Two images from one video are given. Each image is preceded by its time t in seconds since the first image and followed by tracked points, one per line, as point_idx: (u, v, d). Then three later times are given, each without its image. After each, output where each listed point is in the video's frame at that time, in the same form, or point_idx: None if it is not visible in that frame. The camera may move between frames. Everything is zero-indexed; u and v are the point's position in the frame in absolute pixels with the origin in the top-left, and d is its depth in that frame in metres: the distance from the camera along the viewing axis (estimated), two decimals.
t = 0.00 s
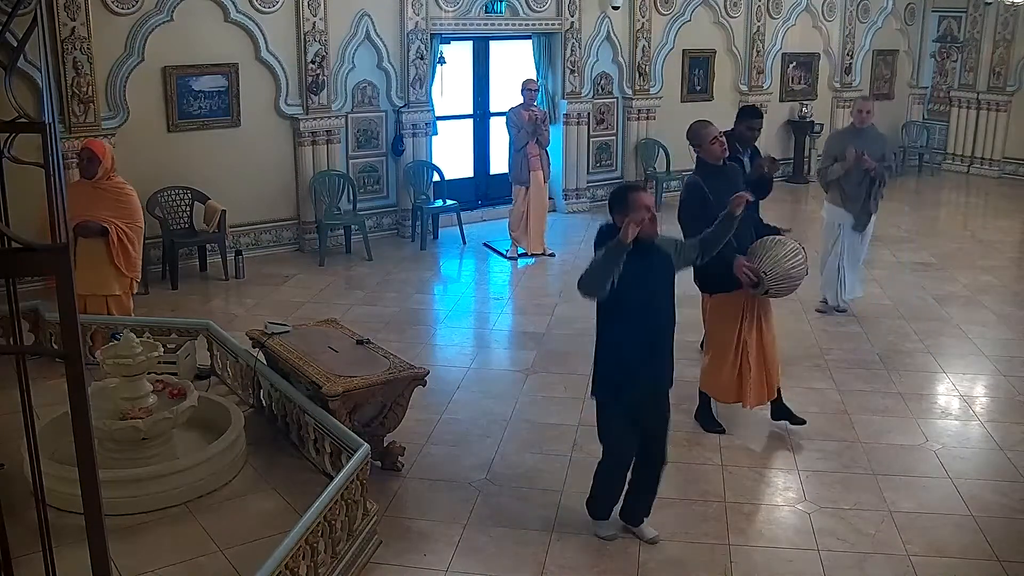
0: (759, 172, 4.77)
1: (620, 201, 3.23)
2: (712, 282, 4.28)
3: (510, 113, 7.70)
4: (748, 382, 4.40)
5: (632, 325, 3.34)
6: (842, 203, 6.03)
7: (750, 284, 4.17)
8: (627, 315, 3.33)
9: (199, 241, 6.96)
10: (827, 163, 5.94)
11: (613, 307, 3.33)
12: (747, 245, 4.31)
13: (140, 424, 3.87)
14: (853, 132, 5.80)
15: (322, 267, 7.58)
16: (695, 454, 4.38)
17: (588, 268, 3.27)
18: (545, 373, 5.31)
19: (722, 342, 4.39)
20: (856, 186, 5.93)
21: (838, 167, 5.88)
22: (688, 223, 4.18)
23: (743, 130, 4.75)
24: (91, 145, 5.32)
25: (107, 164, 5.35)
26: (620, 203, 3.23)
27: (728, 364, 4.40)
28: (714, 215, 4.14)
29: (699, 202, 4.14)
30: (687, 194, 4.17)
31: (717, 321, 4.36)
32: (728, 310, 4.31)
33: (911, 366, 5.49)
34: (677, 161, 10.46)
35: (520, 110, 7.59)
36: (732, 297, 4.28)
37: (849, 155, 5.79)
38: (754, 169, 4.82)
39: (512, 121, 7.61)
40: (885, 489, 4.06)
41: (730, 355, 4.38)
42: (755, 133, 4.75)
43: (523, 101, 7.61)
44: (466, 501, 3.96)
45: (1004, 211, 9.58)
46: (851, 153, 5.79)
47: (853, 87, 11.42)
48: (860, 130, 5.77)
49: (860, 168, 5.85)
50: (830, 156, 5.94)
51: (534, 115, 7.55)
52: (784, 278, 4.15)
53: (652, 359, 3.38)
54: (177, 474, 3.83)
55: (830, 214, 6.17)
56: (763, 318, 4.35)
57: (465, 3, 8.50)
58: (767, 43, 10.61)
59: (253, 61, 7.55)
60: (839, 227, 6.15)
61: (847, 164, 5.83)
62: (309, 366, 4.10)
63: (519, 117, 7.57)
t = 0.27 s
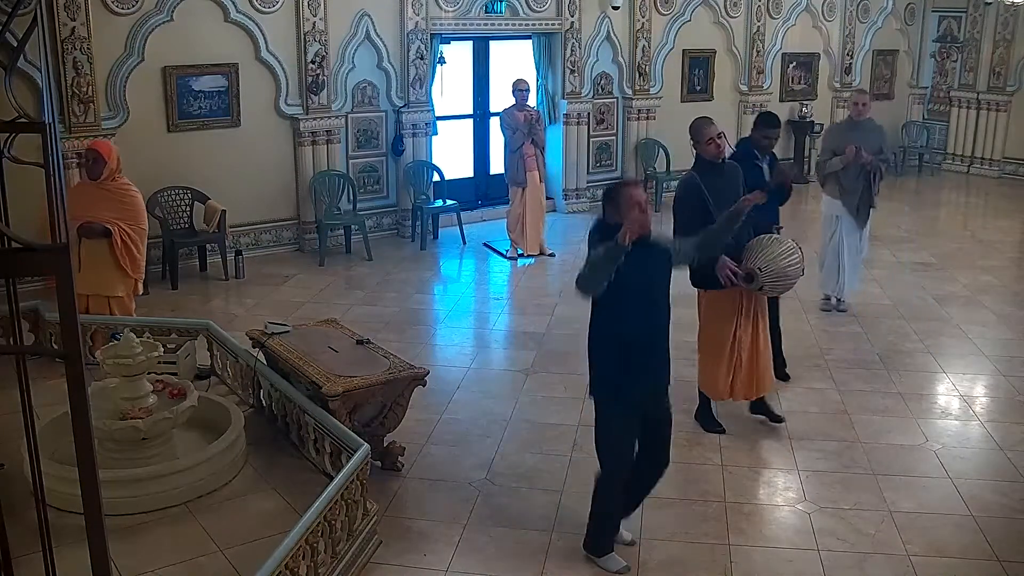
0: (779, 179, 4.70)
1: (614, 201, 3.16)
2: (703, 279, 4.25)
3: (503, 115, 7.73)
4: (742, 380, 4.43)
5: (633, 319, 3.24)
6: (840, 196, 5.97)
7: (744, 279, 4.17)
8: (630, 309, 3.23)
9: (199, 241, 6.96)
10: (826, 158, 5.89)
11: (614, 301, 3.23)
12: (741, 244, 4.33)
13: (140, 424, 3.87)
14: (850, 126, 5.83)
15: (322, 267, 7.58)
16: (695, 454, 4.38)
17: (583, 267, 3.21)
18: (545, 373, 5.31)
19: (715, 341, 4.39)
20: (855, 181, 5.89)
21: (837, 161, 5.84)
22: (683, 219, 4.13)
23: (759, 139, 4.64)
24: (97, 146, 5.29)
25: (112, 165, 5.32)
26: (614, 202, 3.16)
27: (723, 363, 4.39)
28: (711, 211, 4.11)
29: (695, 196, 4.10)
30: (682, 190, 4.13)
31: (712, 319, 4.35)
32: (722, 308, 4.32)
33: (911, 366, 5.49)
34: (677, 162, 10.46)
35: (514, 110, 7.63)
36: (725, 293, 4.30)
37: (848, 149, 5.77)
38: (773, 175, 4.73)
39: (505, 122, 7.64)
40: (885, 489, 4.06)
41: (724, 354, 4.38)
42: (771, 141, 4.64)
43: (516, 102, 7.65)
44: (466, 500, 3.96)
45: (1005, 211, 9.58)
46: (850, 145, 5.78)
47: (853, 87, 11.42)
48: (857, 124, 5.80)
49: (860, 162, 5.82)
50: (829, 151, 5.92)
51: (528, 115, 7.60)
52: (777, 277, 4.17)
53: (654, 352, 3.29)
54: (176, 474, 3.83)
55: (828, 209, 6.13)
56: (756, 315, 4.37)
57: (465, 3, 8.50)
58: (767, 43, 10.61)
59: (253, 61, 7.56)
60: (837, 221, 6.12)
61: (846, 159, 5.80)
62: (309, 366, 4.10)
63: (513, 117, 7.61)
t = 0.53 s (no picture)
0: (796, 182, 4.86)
1: (608, 184, 3.21)
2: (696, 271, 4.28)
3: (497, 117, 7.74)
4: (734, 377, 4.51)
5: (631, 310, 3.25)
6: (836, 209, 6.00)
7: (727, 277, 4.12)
8: (628, 301, 3.25)
9: (199, 241, 6.96)
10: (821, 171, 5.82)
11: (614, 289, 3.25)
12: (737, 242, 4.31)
13: (140, 424, 3.87)
14: (845, 139, 5.77)
15: (322, 267, 7.58)
16: (695, 453, 4.38)
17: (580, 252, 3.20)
18: (545, 373, 5.31)
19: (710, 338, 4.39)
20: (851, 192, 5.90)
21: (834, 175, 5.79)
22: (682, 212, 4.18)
23: (780, 142, 4.75)
24: (100, 146, 5.28)
25: (114, 165, 5.32)
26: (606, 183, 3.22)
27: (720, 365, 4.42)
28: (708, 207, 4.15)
29: (698, 193, 4.14)
30: (684, 184, 4.17)
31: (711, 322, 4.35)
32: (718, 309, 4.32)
33: (911, 366, 5.49)
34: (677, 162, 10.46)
35: (508, 112, 7.65)
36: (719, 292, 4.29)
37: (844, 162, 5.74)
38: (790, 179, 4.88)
39: (500, 124, 7.63)
40: (885, 489, 4.06)
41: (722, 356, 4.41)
42: (791, 143, 4.75)
43: (511, 104, 7.67)
44: (466, 500, 3.96)
45: (1004, 211, 9.58)
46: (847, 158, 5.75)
47: (853, 87, 11.41)
48: (851, 136, 5.76)
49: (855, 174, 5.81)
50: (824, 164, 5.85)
51: (523, 116, 7.61)
52: (760, 277, 4.06)
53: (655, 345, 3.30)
54: (176, 474, 3.83)
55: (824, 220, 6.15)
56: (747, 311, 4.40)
57: (465, 3, 8.50)
58: (767, 43, 10.61)
59: (253, 61, 7.56)
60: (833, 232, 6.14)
61: (842, 171, 5.76)
62: (310, 366, 4.10)
63: (508, 119, 7.62)
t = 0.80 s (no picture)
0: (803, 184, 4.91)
1: (608, 200, 3.25)
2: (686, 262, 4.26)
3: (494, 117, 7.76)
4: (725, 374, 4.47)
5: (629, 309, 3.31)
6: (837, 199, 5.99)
7: (707, 268, 4.14)
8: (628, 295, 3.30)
9: (199, 241, 6.96)
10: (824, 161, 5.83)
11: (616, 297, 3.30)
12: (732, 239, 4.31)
13: (140, 424, 3.87)
14: (849, 129, 5.71)
15: (322, 267, 7.58)
16: (695, 454, 4.39)
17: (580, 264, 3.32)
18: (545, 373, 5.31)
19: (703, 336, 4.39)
20: (853, 184, 5.89)
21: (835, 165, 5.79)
22: (682, 207, 4.23)
23: (791, 140, 4.80)
24: (98, 145, 5.31)
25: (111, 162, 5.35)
26: (607, 200, 3.25)
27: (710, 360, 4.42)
28: (704, 205, 4.19)
29: (696, 189, 4.19)
30: (687, 179, 4.23)
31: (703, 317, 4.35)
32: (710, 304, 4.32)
33: (911, 366, 5.49)
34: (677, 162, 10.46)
35: (504, 112, 7.65)
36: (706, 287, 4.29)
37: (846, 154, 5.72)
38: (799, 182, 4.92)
39: (496, 125, 7.65)
40: (886, 489, 4.06)
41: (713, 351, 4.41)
42: (800, 142, 4.81)
43: (506, 104, 7.67)
44: (466, 501, 3.96)
45: (1004, 211, 9.59)
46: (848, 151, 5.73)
47: (853, 87, 11.41)
48: (855, 127, 5.70)
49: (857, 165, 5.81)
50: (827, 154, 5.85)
51: (519, 116, 7.61)
52: (744, 271, 4.14)
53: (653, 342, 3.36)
54: (177, 474, 3.83)
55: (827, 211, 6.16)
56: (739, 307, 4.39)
57: (465, 3, 8.50)
58: (767, 43, 10.61)
59: (253, 61, 7.56)
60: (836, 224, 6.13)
61: (845, 162, 5.77)
62: (309, 366, 4.10)
63: (505, 119, 7.62)
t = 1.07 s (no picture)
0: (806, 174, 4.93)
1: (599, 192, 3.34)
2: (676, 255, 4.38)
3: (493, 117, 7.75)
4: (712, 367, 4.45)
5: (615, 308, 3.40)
6: (838, 199, 5.97)
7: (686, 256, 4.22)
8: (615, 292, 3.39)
9: (199, 241, 6.96)
10: (823, 159, 5.76)
11: (605, 297, 3.39)
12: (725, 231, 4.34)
13: (140, 424, 3.87)
14: (849, 129, 5.64)
15: (322, 267, 7.58)
16: (695, 454, 4.39)
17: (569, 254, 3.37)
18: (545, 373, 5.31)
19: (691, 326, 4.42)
20: (854, 182, 5.86)
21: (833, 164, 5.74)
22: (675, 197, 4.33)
23: (793, 131, 4.83)
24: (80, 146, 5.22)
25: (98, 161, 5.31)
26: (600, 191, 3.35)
27: (696, 351, 4.45)
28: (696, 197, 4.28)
29: (690, 182, 4.29)
30: (683, 171, 4.33)
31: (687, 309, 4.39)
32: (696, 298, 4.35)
33: (911, 366, 5.49)
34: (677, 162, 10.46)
35: (503, 112, 7.64)
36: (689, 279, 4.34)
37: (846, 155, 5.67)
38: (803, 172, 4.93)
39: (495, 125, 7.65)
40: (886, 489, 4.06)
41: (700, 344, 4.44)
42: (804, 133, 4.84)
43: (505, 104, 7.66)
44: (466, 501, 3.96)
45: (1004, 211, 9.59)
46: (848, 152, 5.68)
47: (853, 86, 11.41)
48: (856, 126, 5.62)
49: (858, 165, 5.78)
50: (825, 151, 5.77)
51: (518, 116, 7.60)
52: (722, 264, 4.19)
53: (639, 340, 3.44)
54: (176, 474, 3.83)
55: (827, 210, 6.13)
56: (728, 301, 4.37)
57: (465, 3, 8.50)
58: (767, 43, 10.61)
59: (254, 61, 7.55)
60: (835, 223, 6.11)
61: (843, 161, 5.73)
62: (309, 366, 4.10)
63: (504, 120, 7.62)
